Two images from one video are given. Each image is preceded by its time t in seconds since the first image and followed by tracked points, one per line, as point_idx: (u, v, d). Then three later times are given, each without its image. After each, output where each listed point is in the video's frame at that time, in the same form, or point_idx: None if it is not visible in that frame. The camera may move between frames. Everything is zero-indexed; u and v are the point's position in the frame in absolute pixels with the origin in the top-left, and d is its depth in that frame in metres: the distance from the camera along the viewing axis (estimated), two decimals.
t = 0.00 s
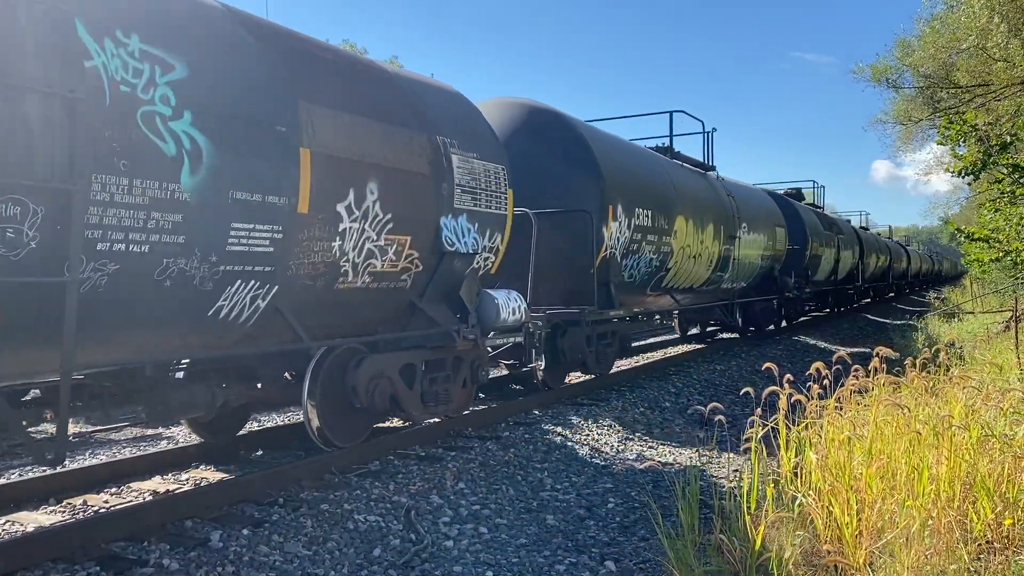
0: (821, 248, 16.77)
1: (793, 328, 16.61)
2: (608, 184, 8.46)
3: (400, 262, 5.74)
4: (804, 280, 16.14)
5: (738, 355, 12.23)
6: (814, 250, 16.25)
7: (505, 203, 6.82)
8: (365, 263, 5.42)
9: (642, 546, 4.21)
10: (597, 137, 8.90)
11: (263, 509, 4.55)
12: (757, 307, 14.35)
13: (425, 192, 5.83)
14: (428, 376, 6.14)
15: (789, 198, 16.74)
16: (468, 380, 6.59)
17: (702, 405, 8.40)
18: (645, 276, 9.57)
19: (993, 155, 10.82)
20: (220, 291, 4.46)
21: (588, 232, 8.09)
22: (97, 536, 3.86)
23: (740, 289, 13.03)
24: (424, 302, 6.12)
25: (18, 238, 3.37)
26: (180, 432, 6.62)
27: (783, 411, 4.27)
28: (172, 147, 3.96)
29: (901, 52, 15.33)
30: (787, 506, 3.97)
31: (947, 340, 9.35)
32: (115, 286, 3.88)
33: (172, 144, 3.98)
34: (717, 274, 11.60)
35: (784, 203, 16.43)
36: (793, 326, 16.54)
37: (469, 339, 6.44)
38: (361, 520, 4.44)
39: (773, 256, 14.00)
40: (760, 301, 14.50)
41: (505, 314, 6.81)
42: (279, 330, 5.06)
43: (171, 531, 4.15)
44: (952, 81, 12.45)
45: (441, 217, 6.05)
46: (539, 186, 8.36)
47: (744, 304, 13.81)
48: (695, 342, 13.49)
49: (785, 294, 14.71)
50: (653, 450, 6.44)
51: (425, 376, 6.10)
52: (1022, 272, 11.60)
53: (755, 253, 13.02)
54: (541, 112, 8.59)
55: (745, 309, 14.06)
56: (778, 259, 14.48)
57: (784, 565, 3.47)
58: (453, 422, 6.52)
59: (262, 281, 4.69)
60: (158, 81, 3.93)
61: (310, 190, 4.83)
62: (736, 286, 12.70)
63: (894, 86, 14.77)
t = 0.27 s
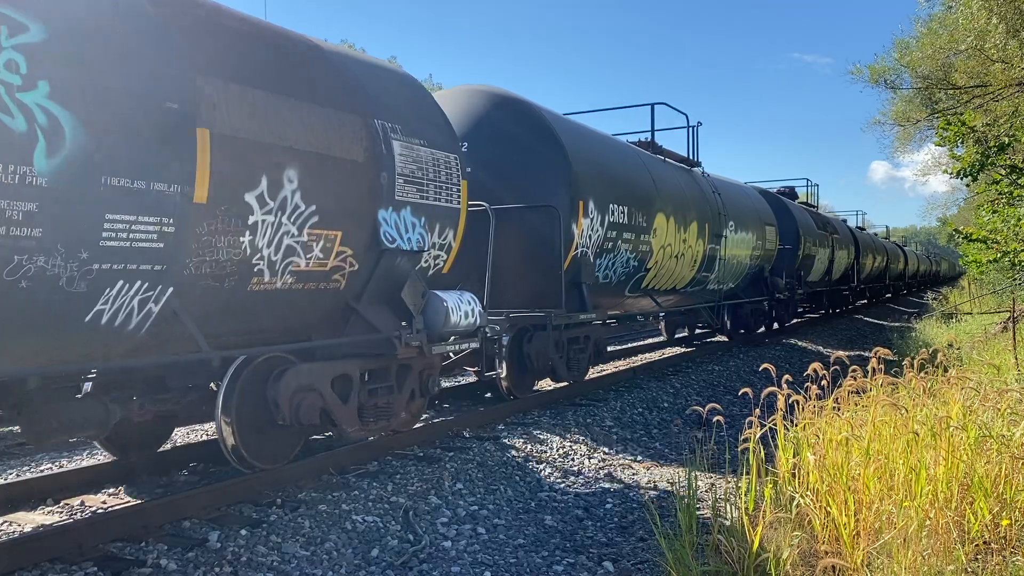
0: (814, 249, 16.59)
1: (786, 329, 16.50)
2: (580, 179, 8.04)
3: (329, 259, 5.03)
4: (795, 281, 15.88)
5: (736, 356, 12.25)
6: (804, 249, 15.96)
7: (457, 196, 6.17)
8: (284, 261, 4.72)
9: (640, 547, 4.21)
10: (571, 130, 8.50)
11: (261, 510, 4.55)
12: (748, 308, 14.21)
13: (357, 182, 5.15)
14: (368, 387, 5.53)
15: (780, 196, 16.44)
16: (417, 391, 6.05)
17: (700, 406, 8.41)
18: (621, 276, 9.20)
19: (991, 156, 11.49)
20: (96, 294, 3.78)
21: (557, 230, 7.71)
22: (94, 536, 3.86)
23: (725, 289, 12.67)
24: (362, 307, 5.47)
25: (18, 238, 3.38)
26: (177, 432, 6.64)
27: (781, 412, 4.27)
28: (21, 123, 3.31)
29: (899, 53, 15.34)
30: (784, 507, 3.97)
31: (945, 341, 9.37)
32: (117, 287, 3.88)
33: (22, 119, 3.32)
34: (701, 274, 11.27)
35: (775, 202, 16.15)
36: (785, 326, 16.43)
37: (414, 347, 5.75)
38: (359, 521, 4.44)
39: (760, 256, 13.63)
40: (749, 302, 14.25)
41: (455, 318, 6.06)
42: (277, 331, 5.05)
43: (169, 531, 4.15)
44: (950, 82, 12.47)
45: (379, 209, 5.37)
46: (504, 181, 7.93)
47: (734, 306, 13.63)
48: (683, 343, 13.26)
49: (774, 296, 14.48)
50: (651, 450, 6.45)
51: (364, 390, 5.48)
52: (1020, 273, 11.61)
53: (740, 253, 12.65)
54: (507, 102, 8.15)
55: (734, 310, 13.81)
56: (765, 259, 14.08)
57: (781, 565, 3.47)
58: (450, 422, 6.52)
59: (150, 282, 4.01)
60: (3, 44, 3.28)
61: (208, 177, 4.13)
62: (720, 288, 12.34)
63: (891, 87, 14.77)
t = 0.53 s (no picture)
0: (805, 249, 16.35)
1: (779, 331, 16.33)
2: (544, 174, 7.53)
3: (237, 258, 4.42)
4: (784, 281, 15.55)
5: (734, 356, 12.27)
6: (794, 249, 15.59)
7: (400, 188, 5.60)
8: (178, 261, 4.10)
9: (638, 548, 4.21)
10: (537, 120, 7.97)
11: (258, 511, 4.54)
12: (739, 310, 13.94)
13: (273, 171, 4.54)
14: (289, 403, 4.95)
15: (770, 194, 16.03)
16: (354, 404, 5.48)
17: (698, 407, 8.42)
18: (591, 276, 8.71)
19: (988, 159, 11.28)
20: None
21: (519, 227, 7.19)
22: (93, 538, 3.86)
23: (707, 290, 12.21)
24: (284, 311, 4.90)
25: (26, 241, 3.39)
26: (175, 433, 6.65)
27: (778, 413, 4.26)
28: None
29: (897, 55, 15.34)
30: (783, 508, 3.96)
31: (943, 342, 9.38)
32: (117, 289, 3.88)
33: None
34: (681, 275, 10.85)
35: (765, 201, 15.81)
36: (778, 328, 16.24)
37: (344, 357, 5.17)
38: (357, 522, 4.43)
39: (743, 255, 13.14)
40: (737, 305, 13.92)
41: (393, 324, 5.51)
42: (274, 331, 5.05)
43: (167, 532, 4.14)
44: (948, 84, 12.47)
45: (303, 202, 4.78)
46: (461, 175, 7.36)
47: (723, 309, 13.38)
48: (669, 347, 12.99)
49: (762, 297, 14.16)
50: (649, 451, 6.45)
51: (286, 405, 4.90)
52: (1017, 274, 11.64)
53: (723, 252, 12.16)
54: (467, 89, 7.57)
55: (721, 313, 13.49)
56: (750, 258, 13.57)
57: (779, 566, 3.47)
58: (448, 423, 6.52)
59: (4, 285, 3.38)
60: None
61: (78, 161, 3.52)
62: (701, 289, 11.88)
63: (889, 89, 14.77)
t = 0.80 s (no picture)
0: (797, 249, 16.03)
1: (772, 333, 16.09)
2: (507, 166, 6.94)
3: (122, 257, 3.70)
4: (774, 282, 15.15)
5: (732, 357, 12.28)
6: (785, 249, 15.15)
7: (327, 178, 4.87)
8: (41, 260, 3.37)
9: (637, 549, 4.21)
10: (502, 108, 7.39)
11: (257, 511, 4.53)
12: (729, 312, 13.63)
13: (168, 157, 3.85)
14: (190, 422, 4.24)
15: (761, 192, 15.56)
16: (275, 421, 4.84)
17: (697, 407, 8.43)
18: (564, 276, 8.14)
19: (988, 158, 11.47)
20: None
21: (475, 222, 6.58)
22: (91, 538, 3.85)
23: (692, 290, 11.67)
24: (185, 318, 4.14)
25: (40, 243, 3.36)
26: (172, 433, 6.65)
27: (778, 413, 4.25)
28: None
29: (895, 56, 15.33)
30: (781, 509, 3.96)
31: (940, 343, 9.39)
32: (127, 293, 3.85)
33: None
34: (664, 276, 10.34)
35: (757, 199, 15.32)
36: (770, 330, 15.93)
37: (256, 372, 4.43)
38: (355, 522, 4.42)
39: (731, 254, 12.58)
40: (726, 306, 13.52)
41: (314, 332, 4.69)
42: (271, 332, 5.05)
43: (165, 533, 4.13)
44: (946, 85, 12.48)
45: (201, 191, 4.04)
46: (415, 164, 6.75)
47: (713, 310, 13.03)
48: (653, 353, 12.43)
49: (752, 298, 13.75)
50: (647, 452, 6.45)
51: (187, 424, 4.21)
52: (1015, 275, 11.66)
53: (709, 251, 11.59)
54: (423, 72, 6.96)
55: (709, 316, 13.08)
56: (738, 257, 13.00)
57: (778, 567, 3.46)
58: (446, 424, 6.53)
59: None
60: None
61: None
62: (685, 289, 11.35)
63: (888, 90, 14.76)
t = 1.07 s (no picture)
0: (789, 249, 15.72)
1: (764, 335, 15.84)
2: (460, 158, 6.46)
3: None
4: (764, 283, 14.79)
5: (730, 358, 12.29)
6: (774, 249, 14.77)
7: (231, 168, 4.41)
8: None
9: (635, 550, 4.21)
10: (458, 96, 6.90)
11: (255, 513, 4.52)
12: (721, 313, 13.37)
13: (30, 136, 3.36)
14: (65, 446, 3.70)
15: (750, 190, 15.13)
16: (174, 443, 4.31)
17: (695, 409, 8.43)
18: (529, 276, 7.69)
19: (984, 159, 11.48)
20: None
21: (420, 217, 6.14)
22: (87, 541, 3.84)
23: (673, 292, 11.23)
24: (52, 325, 3.63)
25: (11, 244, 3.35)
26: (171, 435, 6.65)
27: (777, 414, 4.24)
28: None
29: (894, 57, 15.33)
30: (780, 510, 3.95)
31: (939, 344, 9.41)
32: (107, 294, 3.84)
33: None
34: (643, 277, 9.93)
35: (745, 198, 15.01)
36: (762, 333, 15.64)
37: (136, 389, 3.84)
38: (354, 524, 4.42)
39: (715, 254, 12.11)
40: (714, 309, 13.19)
41: (212, 344, 4.17)
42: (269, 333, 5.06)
43: (163, 534, 4.13)
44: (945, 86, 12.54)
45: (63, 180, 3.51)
46: (360, 152, 6.34)
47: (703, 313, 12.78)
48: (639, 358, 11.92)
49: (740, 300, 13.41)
50: (646, 453, 6.45)
51: (55, 451, 3.65)
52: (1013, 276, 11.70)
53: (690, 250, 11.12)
54: (375, 52, 6.52)
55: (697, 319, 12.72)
56: (722, 257, 12.51)
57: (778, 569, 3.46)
58: (445, 425, 6.53)
59: None
60: None
61: None
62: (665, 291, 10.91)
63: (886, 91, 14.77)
